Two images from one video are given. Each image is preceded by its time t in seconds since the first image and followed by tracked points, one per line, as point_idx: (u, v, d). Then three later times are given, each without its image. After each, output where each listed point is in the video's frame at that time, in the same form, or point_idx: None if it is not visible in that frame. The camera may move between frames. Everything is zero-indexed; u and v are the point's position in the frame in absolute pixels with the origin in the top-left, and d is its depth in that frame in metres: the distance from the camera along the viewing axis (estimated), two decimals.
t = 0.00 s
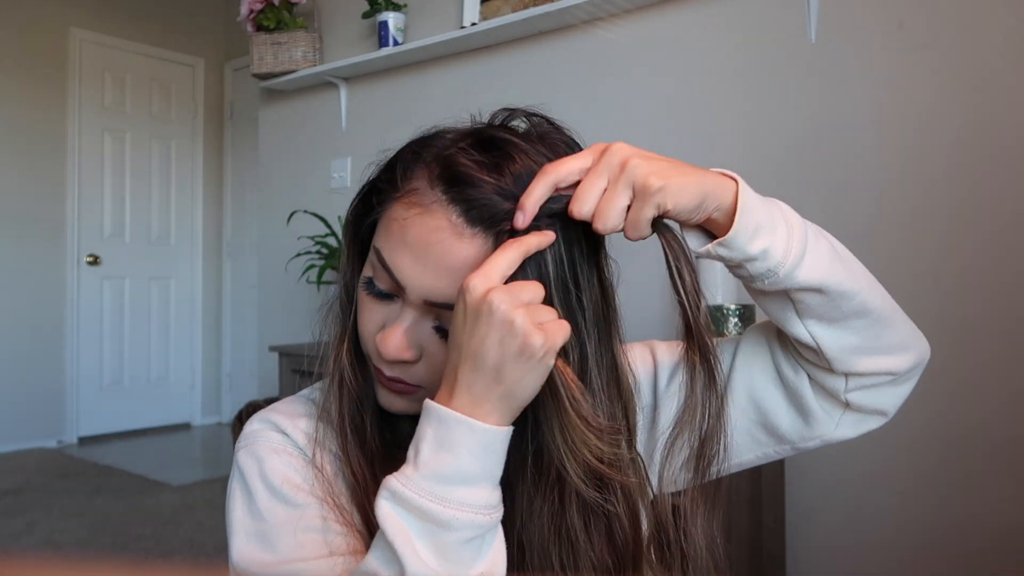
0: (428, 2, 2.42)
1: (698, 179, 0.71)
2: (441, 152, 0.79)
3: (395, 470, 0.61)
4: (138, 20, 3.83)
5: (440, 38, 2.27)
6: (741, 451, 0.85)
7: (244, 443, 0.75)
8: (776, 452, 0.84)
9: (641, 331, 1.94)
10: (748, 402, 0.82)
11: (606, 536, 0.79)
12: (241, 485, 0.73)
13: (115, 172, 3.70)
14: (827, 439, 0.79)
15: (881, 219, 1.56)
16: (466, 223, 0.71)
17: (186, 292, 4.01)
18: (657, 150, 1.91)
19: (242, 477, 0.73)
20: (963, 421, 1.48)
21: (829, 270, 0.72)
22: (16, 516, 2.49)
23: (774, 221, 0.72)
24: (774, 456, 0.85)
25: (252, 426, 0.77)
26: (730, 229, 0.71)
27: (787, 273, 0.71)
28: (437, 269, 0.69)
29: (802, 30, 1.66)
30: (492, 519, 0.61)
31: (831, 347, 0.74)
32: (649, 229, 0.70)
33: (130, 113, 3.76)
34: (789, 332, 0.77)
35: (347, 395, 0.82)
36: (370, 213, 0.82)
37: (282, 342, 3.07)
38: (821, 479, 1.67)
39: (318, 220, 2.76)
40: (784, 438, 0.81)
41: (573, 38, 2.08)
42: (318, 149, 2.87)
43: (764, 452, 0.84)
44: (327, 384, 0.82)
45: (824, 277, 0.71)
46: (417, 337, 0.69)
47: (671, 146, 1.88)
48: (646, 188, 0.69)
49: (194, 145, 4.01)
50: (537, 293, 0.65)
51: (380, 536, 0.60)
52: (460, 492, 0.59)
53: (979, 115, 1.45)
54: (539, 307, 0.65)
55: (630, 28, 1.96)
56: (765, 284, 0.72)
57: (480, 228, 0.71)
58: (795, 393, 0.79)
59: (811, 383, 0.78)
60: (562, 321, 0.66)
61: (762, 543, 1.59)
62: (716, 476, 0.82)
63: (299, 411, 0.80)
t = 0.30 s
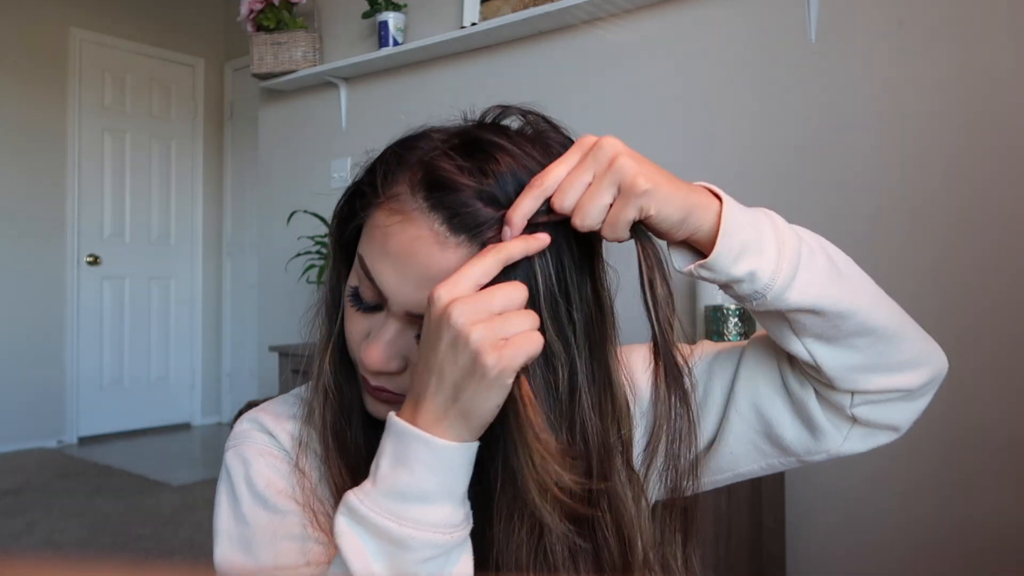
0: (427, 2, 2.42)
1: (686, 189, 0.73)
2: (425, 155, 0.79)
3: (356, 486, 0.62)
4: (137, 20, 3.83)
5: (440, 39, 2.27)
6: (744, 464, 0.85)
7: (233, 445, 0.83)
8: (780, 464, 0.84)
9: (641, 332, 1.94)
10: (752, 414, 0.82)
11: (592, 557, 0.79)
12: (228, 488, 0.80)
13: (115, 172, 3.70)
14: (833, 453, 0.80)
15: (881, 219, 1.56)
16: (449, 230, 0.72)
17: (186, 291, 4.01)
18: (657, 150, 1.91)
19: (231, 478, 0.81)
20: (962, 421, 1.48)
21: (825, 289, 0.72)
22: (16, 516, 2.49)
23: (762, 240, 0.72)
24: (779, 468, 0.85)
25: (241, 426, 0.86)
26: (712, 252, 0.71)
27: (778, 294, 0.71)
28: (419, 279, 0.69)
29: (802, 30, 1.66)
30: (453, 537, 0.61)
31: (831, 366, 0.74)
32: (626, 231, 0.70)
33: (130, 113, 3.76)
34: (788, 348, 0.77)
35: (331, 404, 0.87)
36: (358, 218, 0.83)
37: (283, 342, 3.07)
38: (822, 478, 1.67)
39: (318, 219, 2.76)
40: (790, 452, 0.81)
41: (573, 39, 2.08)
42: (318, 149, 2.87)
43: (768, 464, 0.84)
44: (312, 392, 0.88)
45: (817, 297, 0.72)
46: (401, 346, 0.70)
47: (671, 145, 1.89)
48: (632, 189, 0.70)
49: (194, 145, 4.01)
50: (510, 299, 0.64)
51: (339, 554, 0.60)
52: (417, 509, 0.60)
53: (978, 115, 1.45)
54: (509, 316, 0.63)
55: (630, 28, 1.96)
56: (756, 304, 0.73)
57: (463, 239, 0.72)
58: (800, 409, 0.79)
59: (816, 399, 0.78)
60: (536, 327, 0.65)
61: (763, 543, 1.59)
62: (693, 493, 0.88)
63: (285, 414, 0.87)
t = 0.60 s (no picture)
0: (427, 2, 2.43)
1: (683, 190, 0.73)
2: (421, 169, 0.79)
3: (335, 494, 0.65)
4: (137, 20, 3.83)
5: (440, 39, 2.27)
6: (747, 465, 0.85)
7: (229, 450, 0.87)
8: (785, 465, 0.84)
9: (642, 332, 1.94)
10: (755, 416, 0.82)
11: None
12: (223, 490, 0.84)
13: (115, 172, 3.71)
14: (839, 454, 0.80)
15: (881, 220, 1.56)
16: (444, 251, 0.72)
17: (186, 291, 4.01)
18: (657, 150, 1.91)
19: (226, 482, 0.84)
20: (962, 421, 1.48)
21: (828, 291, 0.72)
22: (16, 516, 2.49)
23: (765, 240, 0.72)
24: (782, 469, 0.85)
25: (235, 430, 0.90)
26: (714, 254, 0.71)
27: (782, 296, 0.72)
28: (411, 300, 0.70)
29: (802, 30, 1.66)
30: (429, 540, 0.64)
31: (837, 368, 0.75)
32: (631, 234, 0.70)
33: (130, 113, 3.76)
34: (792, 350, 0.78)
35: (321, 415, 0.88)
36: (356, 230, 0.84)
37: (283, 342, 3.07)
38: (821, 478, 1.67)
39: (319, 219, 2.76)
40: (795, 454, 0.81)
41: (573, 39, 2.08)
42: (318, 149, 2.87)
43: (772, 466, 0.84)
44: (303, 403, 0.89)
45: (821, 299, 0.72)
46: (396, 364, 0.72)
47: (670, 146, 1.89)
48: (634, 190, 0.70)
49: (194, 144, 4.01)
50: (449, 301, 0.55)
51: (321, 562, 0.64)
52: (391, 514, 0.63)
53: (978, 115, 1.45)
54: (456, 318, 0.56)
55: (630, 28, 1.96)
56: (761, 308, 0.73)
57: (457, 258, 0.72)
58: (805, 411, 0.79)
59: (821, 401, 0.78)
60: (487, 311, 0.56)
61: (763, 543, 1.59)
62: (700, 494, 0.82)
63: (279, 421, 0.91)
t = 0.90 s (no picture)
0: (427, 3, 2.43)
1: (690, 185, 0.74)
2: (424, 166, 0.79)
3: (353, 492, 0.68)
4: (137, 20, 3.83)
5: (440, 39, 2.27)
6: (748, 465, 0.85)
7: (230, 449, 0.87)
8: (788, 466, 0.84)
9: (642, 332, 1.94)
10: (759, 415, 0.82)
11: None
12: (224, 491, 0.84)
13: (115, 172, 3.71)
14: (843, 454, 0.80)
15: (880, 220, 1.56)
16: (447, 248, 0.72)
17: (186, 291, 4.01)
18: (657, 150, 1.91)
19: (227, 483, 0.84)
20: (961, 421, 1.48)
21: (833, 289, 0.73)
22: (16, 516, 2.48)
23: (768, 237, 0.72)
24: (786, 470, 0.85)
25: (237, 431, 0.90)
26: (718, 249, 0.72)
27: (787, 292, 0.72)
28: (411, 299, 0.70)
29: (802, 30, 1.66)
30: (443, 541, 0.65)
31: (841, 366, 0.74)
32: (637, 229, 0.70)
33: (130, 113, 3.76)
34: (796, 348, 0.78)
35: (325, 415, 0.91)
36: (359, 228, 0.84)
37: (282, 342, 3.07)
38: (821, 478, 1.67)
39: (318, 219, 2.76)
40: (799, 454, 0.81)
41: (573, 39, 2.08)
42: (318, 149, 2.87)
43: (775, 466, 0.84)
44: (307, 401, 0.92)
45: (827, 296, 0.72)
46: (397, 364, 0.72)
47: (670, 145, 1.89)
48: (639, 182, 0.70)
49: (194, 144, 4.01)
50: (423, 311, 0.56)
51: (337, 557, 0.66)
52: (405, 512, 0.64)
53: (977, 114, 1.45)
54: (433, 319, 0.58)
55: (630, 28, 1.96)
56: (764, 305, 0.73)
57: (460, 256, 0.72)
58: (808, 410, 0.79)
59: (825, 401, 0.78)
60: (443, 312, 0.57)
61: (763, 543, 1.59)
62: (709, 493, 0.80)
63: (279, 423, 0.91)
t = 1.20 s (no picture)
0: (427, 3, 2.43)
1: (692, 184, 0.74)
2: (432, 164, 0.80)
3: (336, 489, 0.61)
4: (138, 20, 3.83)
5: (440, 39, 2.27)
6: (748, 463, 0.85)
7: (234, 445, 0.88)
8: (787, 464, 0.84)
9: (642, 332, 1.94)
10: (758, 414, 0.82)
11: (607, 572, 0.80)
12: (227, 485, 0.84)
13: (115, 173, 3.71)
14: (841, 452, 0.80)
15: (880, 220, 1.56)
16: (455, 246, 0.73)
17: (186, 291, 4.01)
18: (657, 150, 1.91)
19: (230, 477, 0.84)
20: (961, 421, 1.48)
21: (833, 286, 0.73)
22: (16, 516, 2.48)
23: (768, 235, 0.72)
24: (784, 468, 0.85)
25: (241, 428, 0.91)
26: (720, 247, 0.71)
27: (788, 289, 0.72)
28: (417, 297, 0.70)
29: (802, 30, 1.66)
30: (440, 534, 0.61)
31: (839, 363, 0.75)
32: (641, 226, 0.70)
33: (130, 113, 3.76)
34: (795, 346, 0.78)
35: (327, 410, 0.92)
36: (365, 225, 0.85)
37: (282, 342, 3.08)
38: (821, 478, 1.67)
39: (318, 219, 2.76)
40: (797, 452, 0.81)
41: (572, 39, 2.09)
42: (318, 149, 2.87)
43: (774, 464, 0.84)
44: (310, 397, 0.94)
45: (828, 293, 0.72)
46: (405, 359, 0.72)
47: (670, 145, 1.89)
48: (644, 180, 0.70)
49: (194, 144, 4.01)
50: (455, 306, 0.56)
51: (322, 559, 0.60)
52: (400, 510, 0.60)
53: (977, 114, 1.45)
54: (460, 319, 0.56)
55: (630, 28, 1.96)
56: (766, 302, 0.73)
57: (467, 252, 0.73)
58: (807, 408, 0.79)
59: (824, 399, 0.79)
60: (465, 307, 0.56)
61: (763, 543, 1.59)
62: (714, 490, 0.78)
63: (283, 420, 0.93)
